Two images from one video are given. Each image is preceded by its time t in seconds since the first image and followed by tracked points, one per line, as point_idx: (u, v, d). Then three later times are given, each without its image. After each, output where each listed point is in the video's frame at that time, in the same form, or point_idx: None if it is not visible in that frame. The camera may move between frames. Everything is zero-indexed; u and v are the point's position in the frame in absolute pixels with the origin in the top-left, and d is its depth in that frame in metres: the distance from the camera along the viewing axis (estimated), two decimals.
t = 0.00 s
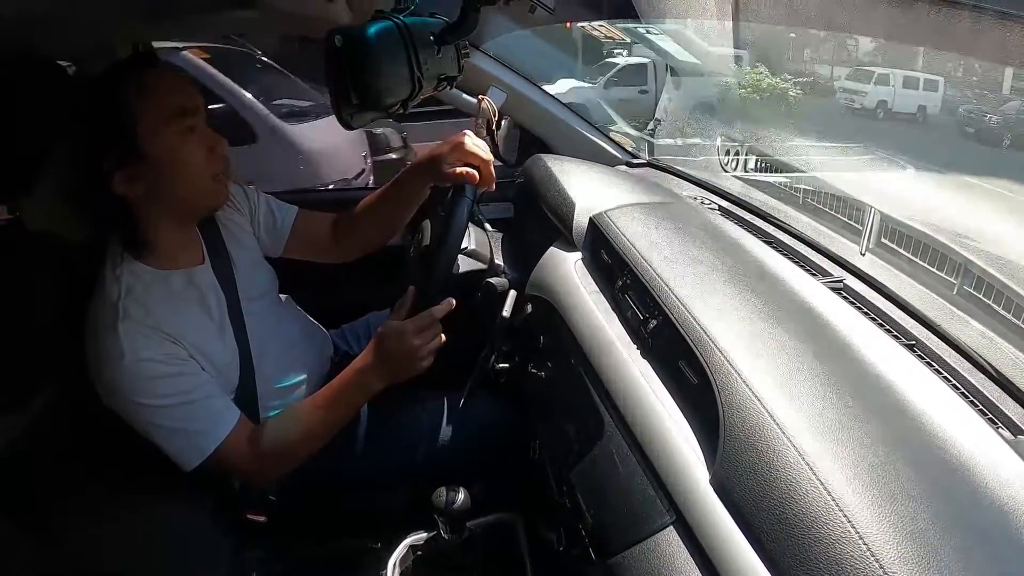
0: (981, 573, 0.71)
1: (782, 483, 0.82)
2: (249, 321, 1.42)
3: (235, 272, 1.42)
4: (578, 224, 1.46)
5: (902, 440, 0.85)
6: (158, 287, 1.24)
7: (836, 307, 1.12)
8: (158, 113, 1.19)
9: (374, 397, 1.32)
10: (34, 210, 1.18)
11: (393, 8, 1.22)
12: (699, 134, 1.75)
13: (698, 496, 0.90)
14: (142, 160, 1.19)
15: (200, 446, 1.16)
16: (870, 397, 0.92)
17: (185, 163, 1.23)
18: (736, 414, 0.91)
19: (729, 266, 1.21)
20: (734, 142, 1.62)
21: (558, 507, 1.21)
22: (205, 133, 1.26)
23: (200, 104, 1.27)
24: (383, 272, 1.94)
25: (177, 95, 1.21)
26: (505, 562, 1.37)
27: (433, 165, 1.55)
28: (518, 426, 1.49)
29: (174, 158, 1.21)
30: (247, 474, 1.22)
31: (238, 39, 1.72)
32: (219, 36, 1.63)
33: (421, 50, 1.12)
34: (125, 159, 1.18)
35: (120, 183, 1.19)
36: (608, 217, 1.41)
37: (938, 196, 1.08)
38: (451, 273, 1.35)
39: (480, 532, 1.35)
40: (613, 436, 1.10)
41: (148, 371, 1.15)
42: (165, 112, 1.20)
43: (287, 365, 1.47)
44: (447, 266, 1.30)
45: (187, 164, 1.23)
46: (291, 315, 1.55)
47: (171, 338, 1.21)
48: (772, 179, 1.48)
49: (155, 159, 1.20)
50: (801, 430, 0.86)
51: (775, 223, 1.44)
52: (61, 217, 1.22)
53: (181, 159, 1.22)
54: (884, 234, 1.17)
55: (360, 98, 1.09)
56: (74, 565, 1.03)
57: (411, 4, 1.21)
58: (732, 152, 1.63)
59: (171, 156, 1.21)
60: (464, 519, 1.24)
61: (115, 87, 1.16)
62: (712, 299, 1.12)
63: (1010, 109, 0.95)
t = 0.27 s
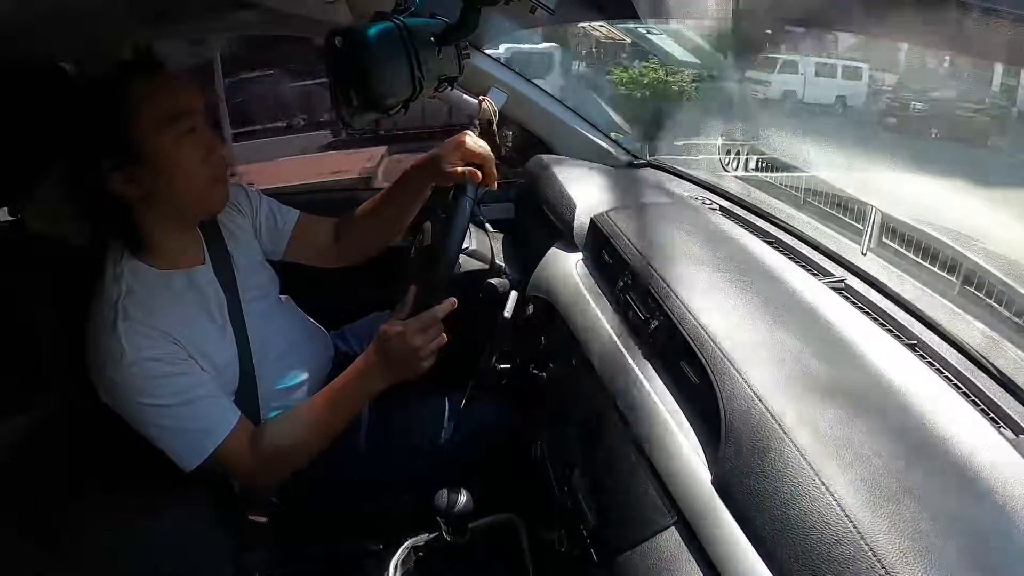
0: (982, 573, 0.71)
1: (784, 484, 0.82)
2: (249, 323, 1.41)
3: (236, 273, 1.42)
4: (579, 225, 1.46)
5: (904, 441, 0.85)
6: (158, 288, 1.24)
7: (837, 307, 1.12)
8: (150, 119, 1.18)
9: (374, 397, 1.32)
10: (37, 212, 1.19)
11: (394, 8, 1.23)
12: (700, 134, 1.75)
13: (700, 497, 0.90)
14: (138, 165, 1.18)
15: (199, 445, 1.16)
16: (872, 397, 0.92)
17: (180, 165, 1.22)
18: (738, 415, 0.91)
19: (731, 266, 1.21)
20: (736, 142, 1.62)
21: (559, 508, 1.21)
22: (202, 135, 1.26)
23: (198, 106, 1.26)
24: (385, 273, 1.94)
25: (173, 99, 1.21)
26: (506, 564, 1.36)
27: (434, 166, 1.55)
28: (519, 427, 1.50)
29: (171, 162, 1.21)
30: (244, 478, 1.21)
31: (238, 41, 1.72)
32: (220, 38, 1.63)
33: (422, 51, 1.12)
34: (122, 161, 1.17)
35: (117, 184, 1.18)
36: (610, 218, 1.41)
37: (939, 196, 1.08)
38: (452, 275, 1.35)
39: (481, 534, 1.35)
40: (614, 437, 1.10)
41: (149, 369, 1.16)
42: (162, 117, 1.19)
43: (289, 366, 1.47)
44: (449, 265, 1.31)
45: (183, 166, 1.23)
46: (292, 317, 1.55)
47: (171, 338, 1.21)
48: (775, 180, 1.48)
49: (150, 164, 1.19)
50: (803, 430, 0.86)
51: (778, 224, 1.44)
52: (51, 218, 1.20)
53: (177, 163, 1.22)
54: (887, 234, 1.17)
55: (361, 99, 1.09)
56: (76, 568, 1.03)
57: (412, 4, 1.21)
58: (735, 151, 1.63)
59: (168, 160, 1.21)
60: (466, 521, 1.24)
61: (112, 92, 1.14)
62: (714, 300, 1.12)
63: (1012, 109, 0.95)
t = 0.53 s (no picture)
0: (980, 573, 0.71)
1: (783, 484, 0.82)
2: (249, 321, 1.41)
3: (235, 271, 1.41)
4: (578, 223, 1.46)
5: (903, 441, 0.85)
6: (158, 285, 1.23)
7: (836, 306, 1.12)
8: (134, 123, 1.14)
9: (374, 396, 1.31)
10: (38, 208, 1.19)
11: (394, 7, 1.22)
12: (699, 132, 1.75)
13: (698, 497, 0.90)
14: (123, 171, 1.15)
15: (198, 442, 1.16)
16: (871, 397, 0.92)
17: (164, 175, 1.17)
18: (738, 414, 0.91)
19: (730, 265, 1.21)
20: (735, 140, 1.63)
21: (558, 506, 1.21)
22: (187, 139, 1.19)
23: (185, 108, 1.19)
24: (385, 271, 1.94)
25: (155, 102, 1.15)
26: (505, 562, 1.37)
27: (434, 165, 1.55)
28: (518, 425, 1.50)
29: (146, 168, 1.15)
30: (244, 476, 1.21)
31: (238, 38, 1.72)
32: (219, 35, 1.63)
33: (422, 49, 1.12)
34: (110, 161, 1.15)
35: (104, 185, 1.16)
36: (609, 216, 1.41)
37: (938, 195, 1.08)
38: (452, 275, 1.34)
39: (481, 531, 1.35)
40: (613, 436, 1.10)
41: (147, 367, 1.16)
42: (139, 121, 1.14)
43: (289, 365, 1.47)
44: (449, 267, 1.31)
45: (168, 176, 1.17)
46: (293, 315, 1.55)
47: (170, 335, 1.20)
48: (773, 178, 1.48)
49: (134, 173, 1.15)
50: (803, 430, 0.86)
51: (777, 223, 1.44)
52: (51, 217, 1.20)
53: (152, 169, 1.16)
54: (885, 233, 1.17)
55: (362, 97, 1.09)
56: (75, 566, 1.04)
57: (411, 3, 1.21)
58: (733, 150, 1.63)
59: (143, 165, 1.15)
60: (465, 519, 1.24)
61: (110, 90, 1.14)
62: (713, 298, 1.12)
63: (1012, 108, 0.95)
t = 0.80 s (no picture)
0: None
1: (785, 488, 0.82)
2: (249, 331, 1.41)
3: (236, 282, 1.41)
4: (579, 229, 1.46)
5: (904, 444, 0.85)
6: (159, 298, 1.23)
7: (837, 311, 1.12)
8: (143, 136, 1.17)
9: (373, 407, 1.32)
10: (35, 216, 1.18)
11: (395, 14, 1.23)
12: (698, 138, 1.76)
13: (700, 502, 0.89)
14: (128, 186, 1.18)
15: (201, 460, 1.16)
16: (872, 401, 0.91)
17: (173, 186, 1.19)
18: (739, 418, 0.91)
19: (730, 271, 1.21)
20: (735, 146, 1.63)
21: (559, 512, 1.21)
22: (197, 153, 1.23)
23: (196, 124, 1.24)
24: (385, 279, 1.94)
25: (166, 116, 1.19)
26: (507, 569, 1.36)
27: (434, 173, 1.56)
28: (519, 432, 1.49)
29: (159, 179, 1.18)
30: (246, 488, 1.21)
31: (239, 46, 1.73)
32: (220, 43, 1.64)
33: (422, 56, 1.12)
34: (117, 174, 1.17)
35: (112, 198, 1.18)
36: (609, 223, 1.41)
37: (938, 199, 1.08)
38: (452, 282, 1.35)
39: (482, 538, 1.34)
40: (614, 441, 1.09)
41: (149, 383, 1.15)
42: (152, 134, 1.18)
43: (290, 374, 1.47)
44: (449, 273, 1.31)
45: (174, 187, 1.19)
46: (293, 324, 1.55)
47: (172, 350, 1.20)
48: (772, 183, 1.48)
49: (145, 185, 1.18)
50: (804, 434, 0.86)
51: (777, 228, 1.44)
52: (71, 224, 1.21)
53: (166, 180, 1.18)
54: (885, 236, 1.17)
55: (362, 104, 1.09)
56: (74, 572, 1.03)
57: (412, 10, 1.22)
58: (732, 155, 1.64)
59: (157, 177, 1.18)
60: (467, 525, 1.24)
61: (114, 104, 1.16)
62: (713, 304, 1.12)
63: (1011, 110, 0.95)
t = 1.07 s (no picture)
0: None
1: (785, 489, 0.82)
2: (249, 332, 1.42)
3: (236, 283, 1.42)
4: (579, 230, 1.46)
5: (904, 446, 0.85)
6: (159, 298, 1.24)
7: (837, 312, 1.12)
8: (151, 138, 1.20)
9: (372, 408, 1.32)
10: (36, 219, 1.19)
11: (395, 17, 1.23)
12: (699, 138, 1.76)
13: (701, 504, 0.89)
14: (131, 184, 1.20)
15: (198, 457, 1.17)
16: (872, 402, 0.91)
17: (181, 186, 1.23)
18: (739, 420, 0.91)
19: (730, 272, 1.21)
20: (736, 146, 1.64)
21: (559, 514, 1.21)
22: (202, 152, 1.26)
23: (199, 123, 1.27)
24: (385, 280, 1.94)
25: (173, 117, 1.22)
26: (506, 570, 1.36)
27: (434, 175, 1.56)
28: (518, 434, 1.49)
29: (169, 179, 1.22)
30: (247, 488, 1.22)
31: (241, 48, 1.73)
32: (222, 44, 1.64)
33: (422, 59, 1.13)
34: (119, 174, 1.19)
35: (116, 198, 1.20)
36: (609, 225, 1.41)
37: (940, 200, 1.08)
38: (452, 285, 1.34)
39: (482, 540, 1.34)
40: (614, 442, 1.09)
41: (148, 380, 1.16)
42: (161, 135, 1.21)
43: (289, 375, 1.47)
44: (448, 275, 1.31)
45: (178, 183, 1.22)
46: (293, 325, 1.55)
47: (171, 349, 1.20)
48: (772, 185, 1.49)
49: (153, 185, 1.21)
50: (804, 436, 0.86)
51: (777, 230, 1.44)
52: (72, 228, 1.23)
53: (176, 181, 1.22)
54: (885, 238, 1.17)
55: (362, 107, 1.09)
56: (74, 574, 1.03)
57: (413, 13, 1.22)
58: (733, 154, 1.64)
59: (167, 177, 1.21)
60: (466, 527, 1.24)
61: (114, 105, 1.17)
62: (713, 305, 1.12)
63: (1015, 110, 0.95)
